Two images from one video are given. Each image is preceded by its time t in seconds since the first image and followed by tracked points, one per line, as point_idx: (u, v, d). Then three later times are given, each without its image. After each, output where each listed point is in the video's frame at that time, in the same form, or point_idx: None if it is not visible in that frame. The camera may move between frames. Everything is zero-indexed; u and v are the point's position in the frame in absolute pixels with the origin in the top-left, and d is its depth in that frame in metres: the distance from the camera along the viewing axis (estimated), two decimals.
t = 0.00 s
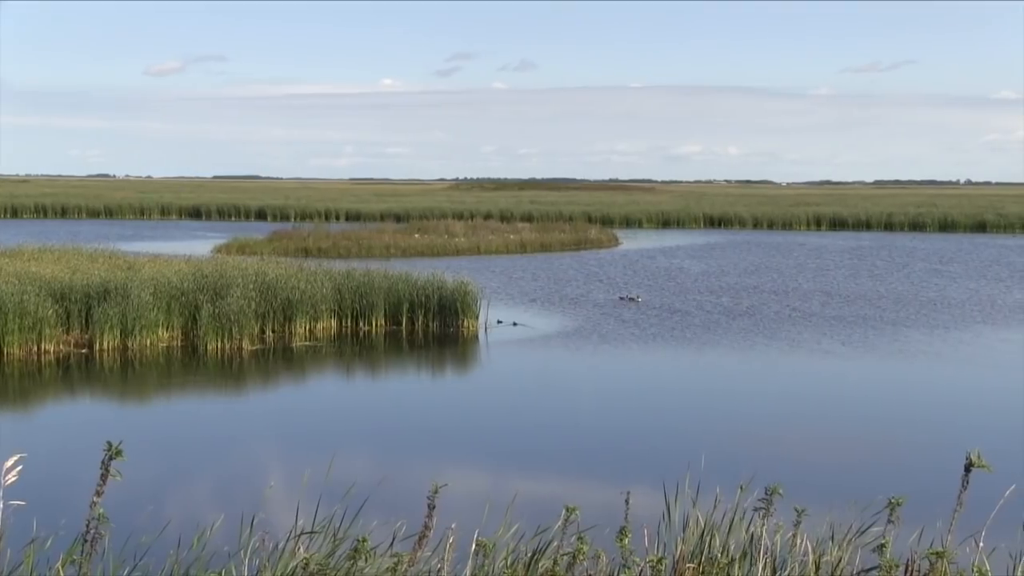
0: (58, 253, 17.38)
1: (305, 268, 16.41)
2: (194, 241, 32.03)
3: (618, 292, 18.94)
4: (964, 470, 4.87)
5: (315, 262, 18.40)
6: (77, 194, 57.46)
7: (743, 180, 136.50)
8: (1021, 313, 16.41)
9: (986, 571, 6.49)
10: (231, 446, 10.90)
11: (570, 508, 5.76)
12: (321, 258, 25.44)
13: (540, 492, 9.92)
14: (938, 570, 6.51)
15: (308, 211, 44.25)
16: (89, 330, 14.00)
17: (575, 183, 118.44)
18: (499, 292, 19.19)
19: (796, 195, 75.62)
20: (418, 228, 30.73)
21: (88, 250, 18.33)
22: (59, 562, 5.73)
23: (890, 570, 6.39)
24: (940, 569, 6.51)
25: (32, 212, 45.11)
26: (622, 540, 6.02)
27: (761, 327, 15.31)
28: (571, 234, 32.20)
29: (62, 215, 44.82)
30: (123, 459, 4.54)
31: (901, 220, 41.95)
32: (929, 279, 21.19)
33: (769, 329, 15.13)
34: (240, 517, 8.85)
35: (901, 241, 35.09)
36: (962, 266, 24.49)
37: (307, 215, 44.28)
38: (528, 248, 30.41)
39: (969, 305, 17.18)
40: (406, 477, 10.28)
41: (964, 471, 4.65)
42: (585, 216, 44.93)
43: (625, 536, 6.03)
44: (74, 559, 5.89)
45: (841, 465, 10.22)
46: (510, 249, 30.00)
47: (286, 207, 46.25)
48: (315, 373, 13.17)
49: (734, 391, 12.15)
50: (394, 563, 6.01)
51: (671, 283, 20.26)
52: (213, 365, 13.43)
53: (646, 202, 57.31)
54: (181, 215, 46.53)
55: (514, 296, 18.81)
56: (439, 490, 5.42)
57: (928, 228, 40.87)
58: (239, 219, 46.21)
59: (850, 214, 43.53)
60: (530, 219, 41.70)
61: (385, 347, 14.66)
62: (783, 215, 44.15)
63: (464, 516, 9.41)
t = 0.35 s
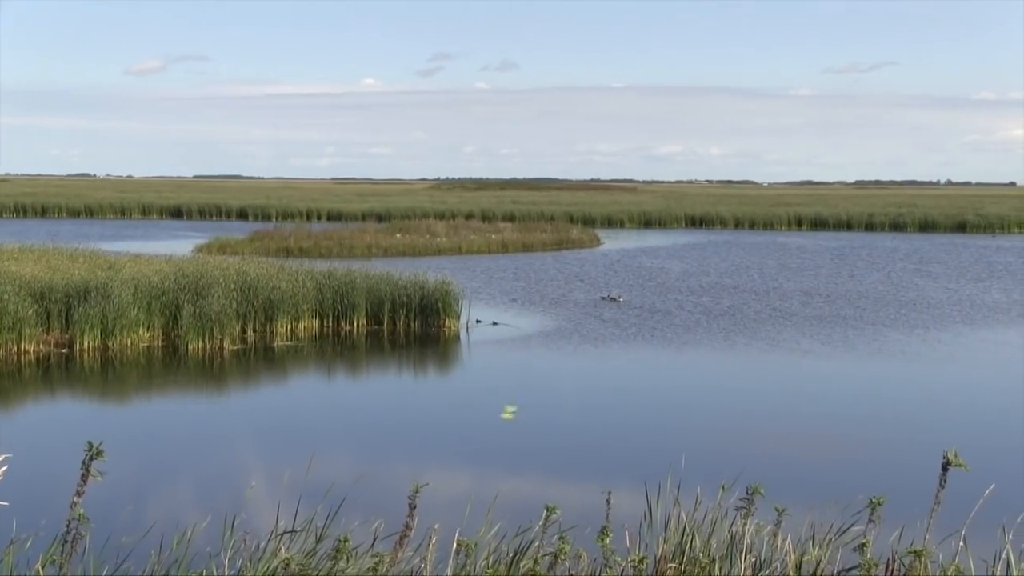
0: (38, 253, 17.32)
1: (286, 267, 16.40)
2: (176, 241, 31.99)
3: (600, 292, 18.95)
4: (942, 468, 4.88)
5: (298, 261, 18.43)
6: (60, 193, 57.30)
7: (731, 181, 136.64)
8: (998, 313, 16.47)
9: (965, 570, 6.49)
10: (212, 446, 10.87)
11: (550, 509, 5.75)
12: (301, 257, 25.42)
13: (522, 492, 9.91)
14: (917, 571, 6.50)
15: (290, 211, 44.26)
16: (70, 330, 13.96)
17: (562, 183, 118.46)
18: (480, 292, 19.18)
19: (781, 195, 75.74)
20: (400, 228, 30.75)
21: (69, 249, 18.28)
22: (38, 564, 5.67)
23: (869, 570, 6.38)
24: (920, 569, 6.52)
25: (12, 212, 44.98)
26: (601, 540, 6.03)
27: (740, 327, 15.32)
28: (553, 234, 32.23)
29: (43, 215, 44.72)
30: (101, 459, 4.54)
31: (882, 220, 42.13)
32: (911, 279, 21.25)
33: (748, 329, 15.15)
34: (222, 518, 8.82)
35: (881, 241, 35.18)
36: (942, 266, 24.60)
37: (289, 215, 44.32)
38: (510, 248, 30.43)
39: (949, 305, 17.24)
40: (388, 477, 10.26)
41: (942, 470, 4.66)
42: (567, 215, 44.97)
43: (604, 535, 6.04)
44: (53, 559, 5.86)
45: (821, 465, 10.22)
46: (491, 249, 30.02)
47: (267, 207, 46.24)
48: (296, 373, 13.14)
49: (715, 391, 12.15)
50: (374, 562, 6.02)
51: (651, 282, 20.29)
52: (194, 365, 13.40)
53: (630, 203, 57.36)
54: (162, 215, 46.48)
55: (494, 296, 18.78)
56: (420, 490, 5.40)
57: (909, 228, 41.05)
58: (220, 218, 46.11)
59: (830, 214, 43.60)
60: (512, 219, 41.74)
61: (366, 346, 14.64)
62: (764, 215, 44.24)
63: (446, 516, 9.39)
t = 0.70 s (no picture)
0: (17, 252, 17.23)
1: (266, 266, 16.35)
2: (154, 239, 31.85)
3: (580, 291, 18.93)
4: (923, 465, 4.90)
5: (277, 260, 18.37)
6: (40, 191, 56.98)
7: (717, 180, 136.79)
8: (975, 311, 16.54)
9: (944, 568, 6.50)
10: (192, 446, 10.83)
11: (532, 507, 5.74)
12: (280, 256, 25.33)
13: (502, 491, 9.90)
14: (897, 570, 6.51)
15: (270, 210, 44.13)
16: (49, 329, 13.90)
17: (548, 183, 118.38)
18: (461, 290, 19.13)
19: (764, 194, 75.89)
20: (381, 227, 30.69)
21: (46, 248, 18.17)
22: (16, 564, 5.62)
23: (849, 569, 6.39)
24: (900, 566, 6.54)
25: None
26: (582, 538, 6.05)
27: (720, 326, 15.31)
28: (533, 233, 32.21)
29: (21, 213, 44.49)
30: (80, 457, 4.52)
31: (861, 219, 42.28)
32: (890, 277, 21.29)
33: (728, 328, 15.14)
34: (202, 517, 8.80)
35: (862, 240, 35.28)
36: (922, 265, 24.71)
37: (269, 214, 44.20)
38: (490, 247, 30.40)
39: (929, 303, 17.30)
40: (368, 476, 10.25)
41: (927, 468, 4.65)
42: (548, 214, 44.72)
43: (587, 533, 6.05)
44: (35, 559, 5.84)
45: (802, 463, 10.23)
46: (472, 248, 29.98)
47: (249, 206, 46.12)
48: (276, 372, 13.10)
49: (695, 390, 12.14)
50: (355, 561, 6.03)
51: (632, 281, 20.30)
52: (174, 364, 13.36)
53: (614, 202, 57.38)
54: (142, 213, 46.30)
55: (474, 295, 18.73)
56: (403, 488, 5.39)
57: (888, 227, 41.21)
58: (200, 217, 45.95)
59: (811, 213, 43.70)
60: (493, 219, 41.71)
61: (346, 345, 14.61)
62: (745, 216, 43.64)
63: (427, 515, 9.38)
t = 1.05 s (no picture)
0: None
1: (246, 265, 16.31)
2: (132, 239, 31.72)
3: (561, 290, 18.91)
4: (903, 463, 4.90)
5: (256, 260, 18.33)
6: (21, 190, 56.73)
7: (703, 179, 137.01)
8: (950, 309, 16.64)
9: (923, 565, 6.52)
10: (171, 446, 10.80)
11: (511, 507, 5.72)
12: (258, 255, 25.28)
13: (482, 490, 9.89)
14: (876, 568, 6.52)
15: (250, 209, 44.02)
16: (28, 328, 13.86)
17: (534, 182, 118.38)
18: (439, 289, 19.13)
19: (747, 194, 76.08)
20: (361, 226, 30.65)
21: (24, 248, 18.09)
22: None
23: (828, 567, 6.40)
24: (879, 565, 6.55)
25: None
26: (561, 538, 6.05)
27: (698, 324, 15.35)
28: (513, 233, 32.17)
29: None
30: (59, 456, 4.51)
31: (841, 219, 42.41)
32: (870, 276, 21.32)
33: (707, 327, 15.13)
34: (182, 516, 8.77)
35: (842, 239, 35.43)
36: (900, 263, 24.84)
37: (248, 214, 44.04)
38: (470, 247, 30.35)
39: (907, 302, 17.39)
40: (348, 476, 10.23)
41: (903, 467, 4.66)
42: (527, 214, 44.47)
43: (566, 531, 6.05)
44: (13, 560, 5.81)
45: (781, 461, 10.26)
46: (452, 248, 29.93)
47: (228, 205, 45.97)
48: (255, 372, 13.08)
49: (674, 389, 12.17)
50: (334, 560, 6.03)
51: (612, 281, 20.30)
52: (153, 364, 13.33)
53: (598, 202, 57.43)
54: (121, 213, 46.16)
55: (454, 295, 18.70)
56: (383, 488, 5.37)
57: (868, 227, 41.33)
58: (179, 216, 45.80)
59: (790, 212, 43.83)
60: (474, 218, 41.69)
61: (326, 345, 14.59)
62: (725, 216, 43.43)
63: (407, 514, 9.37)
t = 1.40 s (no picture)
0: None
1: (227, 266, 16.31)
2: (111, 239, 31.64)
3: (542, 291, 18.90)
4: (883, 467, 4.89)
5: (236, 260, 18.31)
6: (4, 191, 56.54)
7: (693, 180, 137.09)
8: (926, 309, 16.72)
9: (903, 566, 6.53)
10: (152, 447, 10.79)
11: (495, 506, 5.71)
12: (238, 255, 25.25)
13: (463, 490, 9.90)
14: (857, 567, 6.53)
15: (231, 209, 44.03)
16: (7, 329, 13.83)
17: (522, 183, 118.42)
18: (419, 289, 19.14)
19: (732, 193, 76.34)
20: (342, 226, 30.68)
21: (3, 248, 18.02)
22: None
23: (809, 568, 6.40)
24: (861, 565, 6.54)
25: None
26: (543, 537, 6.06)
27: (677, 324, 15.39)
28: (495, 233, 32.19)
29: None
30: (40, 458, 4.50)
31: (822, 218, 42.49)
32: (851, 276, 21.37)
33: (686, 327, 15.15)
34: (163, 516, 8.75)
35: (823, 239, 35.55)
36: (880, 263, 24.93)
37: (230, 215, 43.94)
38: (452, 247, 30.36)
39: (885, 302, 17.42)
40: (329, 476, 10.23)
41: (885, 465, 4.64)
42: (509, 215, 44.51)
43: (547, 532, 6.06)
44: None
45: (761, 461, 10.27)
46: (433, 248, 29.92)
47: (209, 205, 45.91)
48: (235, 372, 13.07)
49: (653, 389, 12.19)
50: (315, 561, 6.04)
51: (594, 280, 20.31)
52: (134, 364, 13.32)
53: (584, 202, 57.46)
54: (102, 213, 46.09)
55: (434, 294, 18.72)
56: (364, 488, 5.36)
57: (849, 227, 41.43)
58: (161, 216, 45.78)
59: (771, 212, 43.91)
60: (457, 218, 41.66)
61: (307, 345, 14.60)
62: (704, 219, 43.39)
63: (388, 514, 9.37)
